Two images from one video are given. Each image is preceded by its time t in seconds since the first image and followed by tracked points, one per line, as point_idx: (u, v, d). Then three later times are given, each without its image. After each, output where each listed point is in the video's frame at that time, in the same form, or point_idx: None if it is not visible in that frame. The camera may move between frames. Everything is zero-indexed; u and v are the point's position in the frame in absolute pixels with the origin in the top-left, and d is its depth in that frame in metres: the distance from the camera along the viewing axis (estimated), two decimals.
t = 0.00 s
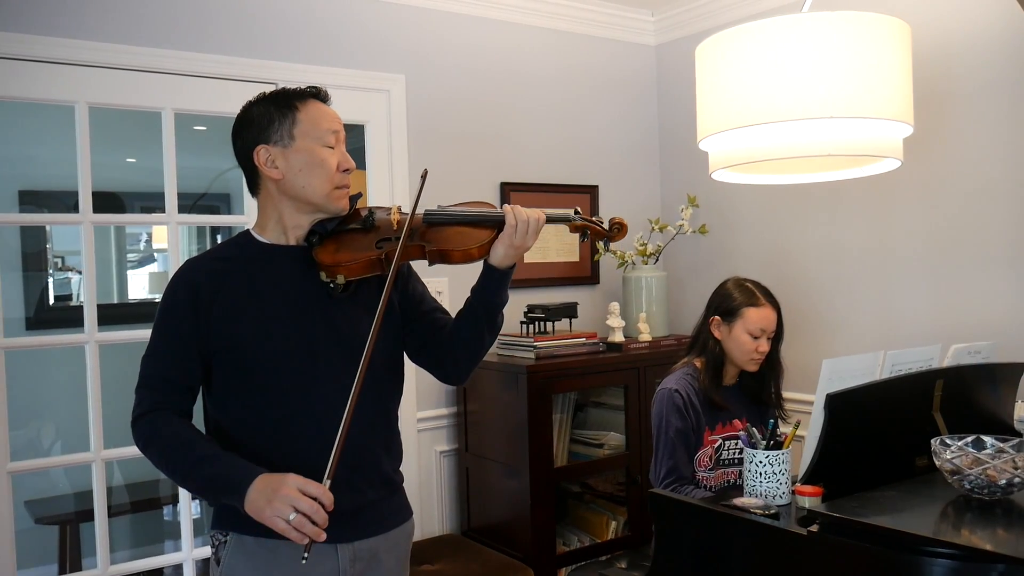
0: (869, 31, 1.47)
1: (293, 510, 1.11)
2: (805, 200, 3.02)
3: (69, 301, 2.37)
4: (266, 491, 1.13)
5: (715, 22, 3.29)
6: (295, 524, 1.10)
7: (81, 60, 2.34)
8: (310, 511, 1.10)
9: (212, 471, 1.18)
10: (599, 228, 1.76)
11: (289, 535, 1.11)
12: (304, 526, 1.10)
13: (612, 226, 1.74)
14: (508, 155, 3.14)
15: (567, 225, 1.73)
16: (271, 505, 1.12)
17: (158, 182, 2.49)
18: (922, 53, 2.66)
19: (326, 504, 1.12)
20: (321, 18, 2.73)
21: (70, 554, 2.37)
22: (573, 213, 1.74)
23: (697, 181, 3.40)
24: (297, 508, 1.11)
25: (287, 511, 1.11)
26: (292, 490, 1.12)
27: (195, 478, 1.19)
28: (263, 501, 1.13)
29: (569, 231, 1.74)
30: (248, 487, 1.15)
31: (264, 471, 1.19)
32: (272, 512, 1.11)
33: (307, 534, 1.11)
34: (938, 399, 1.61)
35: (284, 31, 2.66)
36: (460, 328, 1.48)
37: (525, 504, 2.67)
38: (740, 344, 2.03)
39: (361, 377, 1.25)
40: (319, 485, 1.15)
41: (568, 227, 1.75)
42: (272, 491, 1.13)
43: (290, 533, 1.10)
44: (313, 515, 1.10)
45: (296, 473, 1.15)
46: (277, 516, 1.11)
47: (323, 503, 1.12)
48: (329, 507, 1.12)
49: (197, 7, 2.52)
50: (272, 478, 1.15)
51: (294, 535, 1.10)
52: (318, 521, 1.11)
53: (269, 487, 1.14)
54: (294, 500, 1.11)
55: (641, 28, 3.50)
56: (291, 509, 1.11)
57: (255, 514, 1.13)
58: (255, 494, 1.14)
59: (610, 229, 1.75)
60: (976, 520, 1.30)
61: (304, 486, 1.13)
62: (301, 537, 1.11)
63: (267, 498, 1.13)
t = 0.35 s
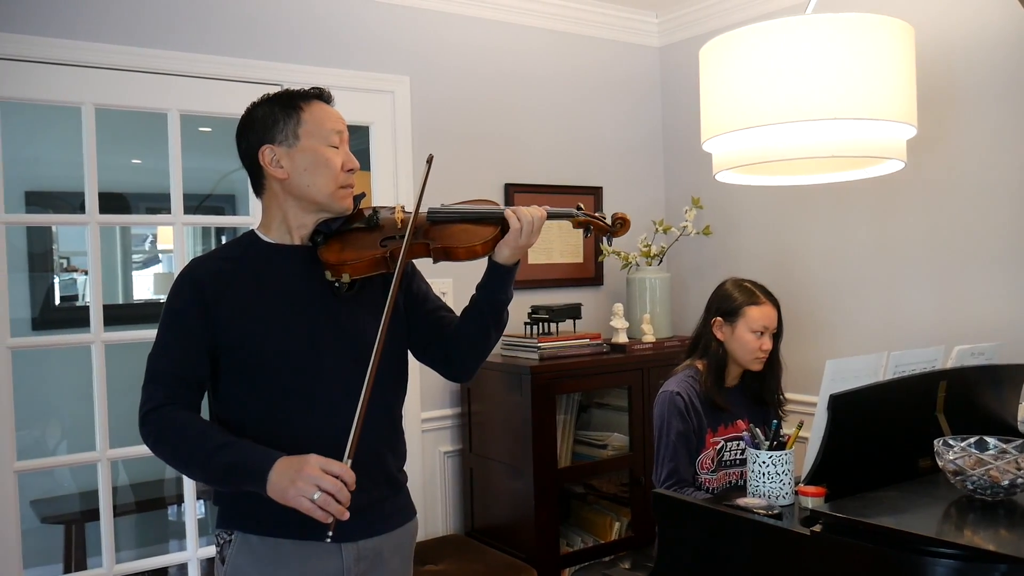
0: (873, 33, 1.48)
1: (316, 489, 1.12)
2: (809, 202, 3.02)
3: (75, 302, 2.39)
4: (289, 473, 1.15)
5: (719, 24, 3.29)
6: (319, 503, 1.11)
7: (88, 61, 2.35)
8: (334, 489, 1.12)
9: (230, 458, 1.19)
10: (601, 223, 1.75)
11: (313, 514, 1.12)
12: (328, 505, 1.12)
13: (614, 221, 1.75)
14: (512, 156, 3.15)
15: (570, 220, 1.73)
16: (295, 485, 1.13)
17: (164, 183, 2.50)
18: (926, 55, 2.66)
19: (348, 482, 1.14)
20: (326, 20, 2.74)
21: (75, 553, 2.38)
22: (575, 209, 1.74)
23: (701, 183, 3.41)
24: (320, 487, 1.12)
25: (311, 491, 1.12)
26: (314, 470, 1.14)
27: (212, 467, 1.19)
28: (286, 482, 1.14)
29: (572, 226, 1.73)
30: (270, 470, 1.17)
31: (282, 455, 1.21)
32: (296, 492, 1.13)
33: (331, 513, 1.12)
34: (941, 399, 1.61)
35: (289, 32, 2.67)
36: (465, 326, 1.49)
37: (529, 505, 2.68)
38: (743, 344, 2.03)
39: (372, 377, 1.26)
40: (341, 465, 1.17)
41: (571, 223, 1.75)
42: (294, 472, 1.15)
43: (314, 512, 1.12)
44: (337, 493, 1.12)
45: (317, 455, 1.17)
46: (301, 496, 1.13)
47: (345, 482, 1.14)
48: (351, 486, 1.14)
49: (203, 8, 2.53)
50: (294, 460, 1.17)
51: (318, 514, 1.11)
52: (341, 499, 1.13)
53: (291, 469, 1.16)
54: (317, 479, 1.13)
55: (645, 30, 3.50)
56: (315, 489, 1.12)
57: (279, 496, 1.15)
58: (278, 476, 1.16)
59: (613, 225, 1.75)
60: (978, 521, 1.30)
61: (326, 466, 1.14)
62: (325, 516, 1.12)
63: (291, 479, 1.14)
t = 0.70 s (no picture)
0: (874, 33, 1.48)
1: (338, 463, 1.13)
2: (811, 202, 3.02)
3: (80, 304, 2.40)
4: (311, 449, 1.16)
5: (721, 25, 3.30)
6: (342, 475, 1.12)
7: (92, 64, 2.37)
8: (355, 462, 1.12)
9: (244, 441, 1.21)
10: (602, 220, 1.75)
11: (337, 488, 1.13)
12: (351, 478, 1.12)
13: (615, 217, 1.74)
14: (515, 157, 3.16)
15: (571, 218, 1.73)
16: (318, 460, 1.14)
17: (168, 186, 2.52)
18: (928, 55, 2.67)
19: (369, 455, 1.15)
20: (329, 22, 2.75)
21: (80, 554, 2.39)
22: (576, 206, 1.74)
23: (704, 184, 3.41)
24: (342, 460, 1.13)
25: (334, 465, 1.13)
26: (335, 443, 1.15)
27: (226, 451, 1.21)
28: (309, 457, 1.16)
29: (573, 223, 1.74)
30: (292, 448, 1.18)
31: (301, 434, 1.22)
32: (319, 466, 1.14)
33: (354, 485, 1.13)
34: (943, 398, 1.61)
35: (292, 35, 2.69)
36: (469, 326, 1.50)
37: (532, 505, 2.68)
38: (746, 343, 2.04)
39: (379, 375, 1.27)
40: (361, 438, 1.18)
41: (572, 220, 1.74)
42: (316, 448, 1.16)
43: (338, 485, 1.12)
44: (358, 465, 1.13)
45: (337, 430, 1.18)
46: (325, 470, 1.14)
47: (367, 454, 1.14)
48: (373, 458, 1.15)
49: (206, 11, 2.54)
50: (315, 436, 1.18)
51: (341, 487, 1.12)
52: (364, 471, 1.13)
53: (313, 445, 1.17)
54: (339, 453, 1.13)
55: (647, 31, 3.51)
56: (337, 462, 1.13)
57: (304, 471, 1.16)
58: (299, 456, 1.17)
59: (614, 222, 1.75)
60: (980, 518, 1.30)
61: (347, 439, 1.15)
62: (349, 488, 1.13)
63: (314, 454, 1.16)
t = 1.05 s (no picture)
0: (874, 27, 1.48)
1: (359, 416, 1.16)
2: (812, 196, 3.02)
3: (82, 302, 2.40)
4: (328, 404, 1.19)
5: (721, 20, 3.29)
6: (363, 428, 1.15)
7: (92, 62, 2.37)
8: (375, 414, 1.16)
9: (257, 407, 1.22)
10: (600, 213, 1.75)
11: (358, 441, 1.16)
12: (371, 430, 1.15)
13: (612, 210, 1.75)
14: (516, 153, 3.16)
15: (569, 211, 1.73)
16: (338, 415, 1.17)
17: (168, 183, 2.52)
18: (928, 49, 2.66)
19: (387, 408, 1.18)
20: (328, 19, 2.75)
21: (84, 551, 2.40)
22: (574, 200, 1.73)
23: (705, 179, 3.41)
24: (362, 413, 1.16)
25: (354, 418, 1.16)
26: (353, 398, 1.18)
27: (239, 419, 1.22)
28: (328, 412, 1.19)
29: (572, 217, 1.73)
30: (309, 406, 1.21)
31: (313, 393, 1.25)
32: (340, 420, 1.17)
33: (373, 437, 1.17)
34: (944, 391, 1.61)
35: (292, 32, 2.69)
36: (469, 321, 1.50)
37: (534, 500, 2.69)
38: (746, 336, 2.04)
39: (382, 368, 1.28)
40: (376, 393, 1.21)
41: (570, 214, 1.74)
42: (334, 403, 1.19)
43: (359, 438, 1.16)
44: (378, 418, 1.16)
45: (352, 387, 1.21)
46: (345, 424, 1.16)
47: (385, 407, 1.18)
48: (390, 411, 1.19)
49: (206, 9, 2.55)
50: (331, 393, 1.21)
51: (363, 439, 1.15)
52: (383, 424, 1.17)
53: (330, 401, 1.20)
54: (358, 406, 1.16)
55: (647, 26, 3.51)
56: (357, 415, 1.16)
57: (323, 426, 1.19)
58: (315, 413, 1.20)
59: (611, 215, 1.75)
60: (980, 510, 1.30)
61: (364, 394, 1.18)
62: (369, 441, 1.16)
63: (333, 409, 1.18)
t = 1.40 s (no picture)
0: (874, 26, 1.49)
1: (377, 370, 1.21)
2: (814, 196, 3.02)
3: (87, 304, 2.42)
4: (346, 359, 1.23)
5: (722, 20, 3.30)
6: (381, 381, 1.20)
7: (97, 66, 2.39)
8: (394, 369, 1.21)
9: (272, 370, 1.25)
10: (601, 214, 1.76)
11: (376, 393, 1.21)
12: (389, 383, 1.21)
13: (613, 212, 1.75)
14: (518, 154, 3.17)
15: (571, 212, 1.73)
16: (356, 368, 1.22)
17: (173, 186, 2.53)
18: (929, 47, 2.67)
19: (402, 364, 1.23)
20: (330, 21, 2.76)
21: (90, 553, 2.41)
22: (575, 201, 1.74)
23: (707, 179, 3.42)
24: (380, 368, 1.21)
25: (372, 371, 1.21)
26: (370, 352, 1.23)
27: (254, 386, 1.24)
28: (345, 366, 1.23)
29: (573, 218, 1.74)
30: (325, 360, 1.25)
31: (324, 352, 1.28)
32: (359, 373, 1.22)
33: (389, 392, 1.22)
34: (945, 389, 1.62)
35: (295, 35, 2.70)
36: (472, 322, 1.51)
37: (538, 500, 2.70)
38: (750, 334, 2.04)
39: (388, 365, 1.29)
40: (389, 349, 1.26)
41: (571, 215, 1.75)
42: (351, 357, 1.23)
43: (376, 391, 1.20)
44: (396, 373, 1.22)
45: (366, 343, 1.26)
46: (364, 377, 1.21)
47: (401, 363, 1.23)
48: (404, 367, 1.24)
49: (209, 12, 2.56)
50: (346, 348, 1.25)
51: (381, 392, 1.20)
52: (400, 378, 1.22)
53: (347, 356, 1.24)
54: (377, 361, 1.22)
55: (649, 27, 3.52)
56: (375, 369, 1.21)
57: (339, 379, 1.23)
58: (333, 370, 1.24)
59: (612, 216, 1.76)
60: (981, 507, 1.31)
61: (380, 349, 1.23)
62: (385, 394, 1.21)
63: (351, 363, 1.23)
